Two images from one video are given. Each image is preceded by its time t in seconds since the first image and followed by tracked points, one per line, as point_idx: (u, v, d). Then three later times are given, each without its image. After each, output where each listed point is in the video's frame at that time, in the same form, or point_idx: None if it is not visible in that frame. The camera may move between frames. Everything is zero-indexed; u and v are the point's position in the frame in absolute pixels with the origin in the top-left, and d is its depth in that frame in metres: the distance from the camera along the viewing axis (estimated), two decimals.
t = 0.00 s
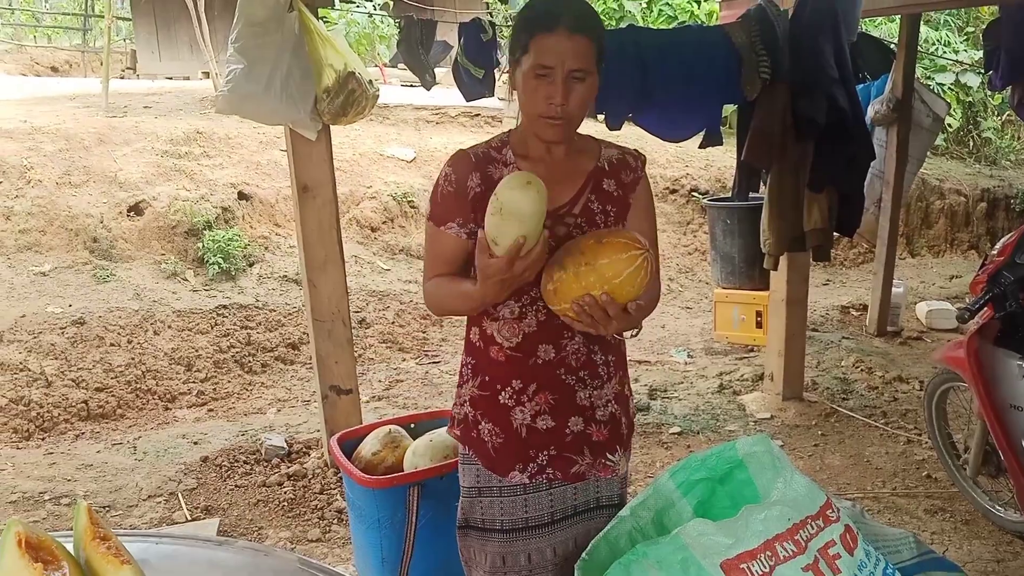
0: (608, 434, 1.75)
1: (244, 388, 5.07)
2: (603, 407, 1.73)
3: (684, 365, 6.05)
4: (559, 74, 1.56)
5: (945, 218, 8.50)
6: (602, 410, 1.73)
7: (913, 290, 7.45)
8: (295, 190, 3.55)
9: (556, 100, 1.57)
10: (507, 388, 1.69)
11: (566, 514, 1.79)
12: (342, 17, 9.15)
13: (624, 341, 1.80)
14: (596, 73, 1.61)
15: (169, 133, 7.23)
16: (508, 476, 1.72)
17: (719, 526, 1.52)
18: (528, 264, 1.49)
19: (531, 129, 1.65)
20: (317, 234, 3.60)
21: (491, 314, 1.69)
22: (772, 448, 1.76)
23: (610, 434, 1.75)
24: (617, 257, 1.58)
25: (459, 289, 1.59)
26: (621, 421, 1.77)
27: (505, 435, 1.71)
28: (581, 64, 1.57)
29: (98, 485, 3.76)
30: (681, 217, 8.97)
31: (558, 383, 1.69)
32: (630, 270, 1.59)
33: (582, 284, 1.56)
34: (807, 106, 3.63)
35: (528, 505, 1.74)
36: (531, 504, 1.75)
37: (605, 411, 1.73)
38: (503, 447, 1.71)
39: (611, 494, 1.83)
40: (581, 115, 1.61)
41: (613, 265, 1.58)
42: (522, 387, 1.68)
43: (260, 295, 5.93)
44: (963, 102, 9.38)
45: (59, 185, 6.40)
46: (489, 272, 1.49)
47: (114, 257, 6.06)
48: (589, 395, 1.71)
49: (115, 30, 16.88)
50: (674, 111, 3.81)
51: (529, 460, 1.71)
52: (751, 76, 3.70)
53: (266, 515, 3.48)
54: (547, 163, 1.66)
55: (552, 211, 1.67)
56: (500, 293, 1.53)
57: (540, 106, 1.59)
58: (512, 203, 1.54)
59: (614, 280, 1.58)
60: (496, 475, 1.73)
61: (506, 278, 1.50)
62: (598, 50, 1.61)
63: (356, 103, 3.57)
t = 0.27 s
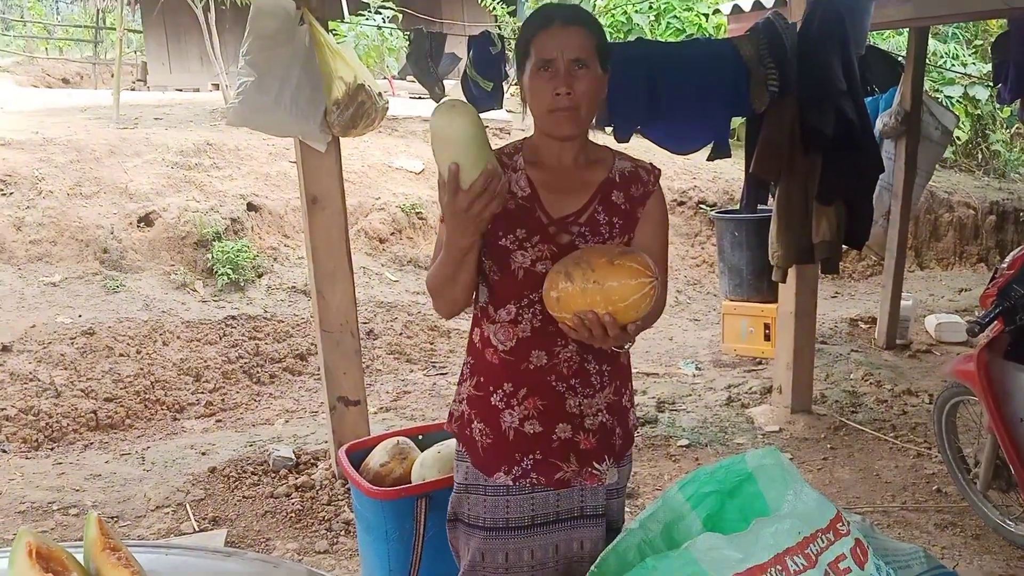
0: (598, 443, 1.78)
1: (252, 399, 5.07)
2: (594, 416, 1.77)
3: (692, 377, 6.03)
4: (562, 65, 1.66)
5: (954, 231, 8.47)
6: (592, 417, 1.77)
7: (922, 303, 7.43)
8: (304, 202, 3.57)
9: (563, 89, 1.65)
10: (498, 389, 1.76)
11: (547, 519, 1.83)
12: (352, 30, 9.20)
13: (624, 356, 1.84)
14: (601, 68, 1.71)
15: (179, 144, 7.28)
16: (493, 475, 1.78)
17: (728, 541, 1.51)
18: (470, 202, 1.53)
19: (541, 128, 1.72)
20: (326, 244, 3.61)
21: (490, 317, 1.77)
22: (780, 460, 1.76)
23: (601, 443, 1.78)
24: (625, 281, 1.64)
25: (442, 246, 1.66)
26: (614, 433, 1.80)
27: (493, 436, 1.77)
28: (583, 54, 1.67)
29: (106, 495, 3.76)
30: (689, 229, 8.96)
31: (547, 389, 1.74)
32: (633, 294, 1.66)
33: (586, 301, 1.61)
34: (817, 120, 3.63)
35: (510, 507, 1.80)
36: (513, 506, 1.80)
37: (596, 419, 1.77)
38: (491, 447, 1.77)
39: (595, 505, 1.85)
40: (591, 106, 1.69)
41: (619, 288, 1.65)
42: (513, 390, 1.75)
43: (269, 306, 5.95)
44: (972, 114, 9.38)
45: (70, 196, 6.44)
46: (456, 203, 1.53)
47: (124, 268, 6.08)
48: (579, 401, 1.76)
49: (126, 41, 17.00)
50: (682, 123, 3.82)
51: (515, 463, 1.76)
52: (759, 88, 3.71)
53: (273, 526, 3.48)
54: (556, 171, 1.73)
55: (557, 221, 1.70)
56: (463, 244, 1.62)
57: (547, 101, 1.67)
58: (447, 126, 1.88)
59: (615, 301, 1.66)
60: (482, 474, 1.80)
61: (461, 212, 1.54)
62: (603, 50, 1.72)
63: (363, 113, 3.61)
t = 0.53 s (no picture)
0: (576, 455, 1.73)
1: (260, 409, 5.08)
2: (573, 428, 1.72)
3: (700, 389, 6.02)
4: (545, 74, 1.70)
5: (962, 243, 8.45)
6: (571, 429, 1.72)
7: (931, 316, 7.40)
8: (313, 213, 3.59)
9: (545, 96, 1.68)
10: (478, 397, 1.74)
11: (526, 527, 1.78)
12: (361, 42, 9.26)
13: (609, 368, 1.78)
14: (581, 77, 1.74)
15: (189, 156, 7.33)
16: (473, 484, 1.76)
17: (740, 555, 1.50)
18: (453, 201, 1.58)
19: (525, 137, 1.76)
20: (335, 255, 3.63)
21: (472, 327, 1.76)
22: (790, 475, 1.76)
23: (580, 456, 1.73)
24: (644, 223, 1.69)
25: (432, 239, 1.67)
26: (595, 446, 1.74)
27: (473, 445, 1.75)
28: (564, 62, 1.70)
29: (115, 505, 3.77)
30: (697, 241, 8.96)
31: (523, 400, 1.71)
32: (645, 240, 1.69)
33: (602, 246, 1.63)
34: (825, 133, 3.61)
35: (487, 514, 1.76)
36: (490, 514, 1.76)
37: (574, 430, 1.73)
38: (470, 456, 1.75)
39: (574, 514, 1.77)
40: (574, 112, 1.71)
41: (636, 229, 1.68)
42: (491, 400, 1.72)
43: (277, 316, 5.97)
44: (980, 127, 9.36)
45: (81, 206, 6.48)
46: (437, 199, 1.58)
47: (134, 278, 6.12)
48: (557, 410, 1.72)
49: (137, 54, 17.15)
50: (692, 135, 3.78)
51: (493, 472, 1.73)
52: (767, 100, 3.72)
53: (281, 537, 3.48)
54: (540, 183, 1.78)
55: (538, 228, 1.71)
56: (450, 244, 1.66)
57: (530, 107, 1.69)
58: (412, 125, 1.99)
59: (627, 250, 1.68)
60: (462, 481, 1.77)
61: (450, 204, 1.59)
62: (582, 60, 1.76)
63: (376, 127, 3.58)
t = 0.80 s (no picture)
0: (551, 462, 1.79)
1: (269, 418, 5.09)
2: (547, 435, 1.78)
3: (708, 400, 6.00)
4: (512, 84, 1.76)
5: (972, 254, 8.42)
6: (545, 437, 1.78)
7: (941, 326, 7.37)
8: (324, 223, 3.61)
9: (514, 106, 1.75)
10: (455, 404, 1.81)
11: (504, 535, 1.83)
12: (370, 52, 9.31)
13: (586, 378, 1.84)
14: (550, 86, 1.81)
15: (200, 165, 7.37)
16: (452, 490, 1.82)
17: (750, 568, 1.51)
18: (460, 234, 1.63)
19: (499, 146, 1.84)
20: (345, 263, 3.64)
21: (451, 338, 1.83)
22: (801, 485, 1.75)
23: (554, 463, 1.79)
24: (600, 191, 1.78)
25: (432, 268, 1.73)
26: (570, 454, 1.80)
27: (451, 452, 1.81)
28: (531, 73, 1.77)
29: (124, 513, 3.77)
30: (706, 250, 8.95)
31: (498, 407, 1.77)
32: (603, 206, 1.77)
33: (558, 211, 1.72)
34: (835, 145, 3.65)
35: (466, 521, 1.82)
36: (469, 521, 1.82)
37: (549, 439, 1.78)
38: (449, 463, 1.82)
39: (551, 523, 1.83)
40: (542, 122, 1.78)
41: (592, 199, 1.78)
42: (467, 408, 1.79)
43: (286, 325, 5.98)
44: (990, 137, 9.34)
45: (93, 215, 6.52)
46: (455, 233, 1.63)
47: (144, 286, 6.14)
48: (531, 417, 1.78)
49: (148, 63, 17.24)
50: (702, 144, 3.75)
51: (470, 479, 1.79)
52: (777, 110, 3.71)
53: (289, 546, 3.48)
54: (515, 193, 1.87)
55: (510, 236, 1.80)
56: (453, 273, 1.71)
57: (501, 118, 1.76)
58: (457, 160, 1.81)
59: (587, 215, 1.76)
60: (444, 488, 1.84)
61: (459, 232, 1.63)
62: (551, 71, 1.83)
63: (385, 138, 3.59)
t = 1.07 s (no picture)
0: (535, 469, 1.76)
1: (279, 424, 5.11)
2: (530, 441, 1.76)
3: (719, 408, 5.97)
4: (492, 91, 1.77)
5: (984, 263, 8.37)
6: (528, 443, 1.75)
7: (953, 335, 7.32)
8: (335, 229, 3.62)
9: (493, 113, 1.75)
10: (438, 410, 1.79)
11: (487, 542, 1.80)
12: (382, 60, 9.35)
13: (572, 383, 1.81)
14: (530, 93, 1.81)
15: (212, 171, 7.41)
16: (436, 497, 1.80)
17: None
18: (435, 247, 1.61)
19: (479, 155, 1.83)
20: (355, 270, 3.65)
21: (434, 343, 1.81)
22: (815, 495, 1.74)
23: (538, 469, 1.76)
24: (566, 191, 1.73)
25: (414, 278, 1.71)
26: (553, 460, 1.77)
27: (435, 458, 1.79)
28: (510, 80, 1.77)
29: (135, 518, 3.78)
30: (716, 258, 8.93)
31: (481, 413, 1.75)
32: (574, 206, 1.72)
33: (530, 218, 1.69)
34: (846, 152, 3.65)
35: (450, 527, 1.79)
36: (454, 527, 1.79)
37: (532, 444, 1.76)
38: (433, 469, 1.80)
39: (535, 528, 1.79)
40: (523, 129, 1.78)
41: (560, 201, 1.72)
42: (450, 413, 1.77)
43: (297, 331, 6.00)
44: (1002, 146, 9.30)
45: (105, 221, 6.56)
46: (433, 251, 1.62)
47: (156, 291, 6.16)
48: (514, 423, 1.75)
49: (160, 70, 17.35)
50: (713, 153, 3.74)
51: (453, 485, 1.77)
52: (788, 117, 3.71)
53: (299, 552, 3.48)
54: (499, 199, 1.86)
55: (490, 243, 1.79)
56: (434, 284, 1.69)
57: (480, 125, 1.76)
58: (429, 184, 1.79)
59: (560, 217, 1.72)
60: (428, 494, 1.83)
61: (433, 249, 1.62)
62: (531, 78, 1.82)
63: (397, 145, 3.58)
